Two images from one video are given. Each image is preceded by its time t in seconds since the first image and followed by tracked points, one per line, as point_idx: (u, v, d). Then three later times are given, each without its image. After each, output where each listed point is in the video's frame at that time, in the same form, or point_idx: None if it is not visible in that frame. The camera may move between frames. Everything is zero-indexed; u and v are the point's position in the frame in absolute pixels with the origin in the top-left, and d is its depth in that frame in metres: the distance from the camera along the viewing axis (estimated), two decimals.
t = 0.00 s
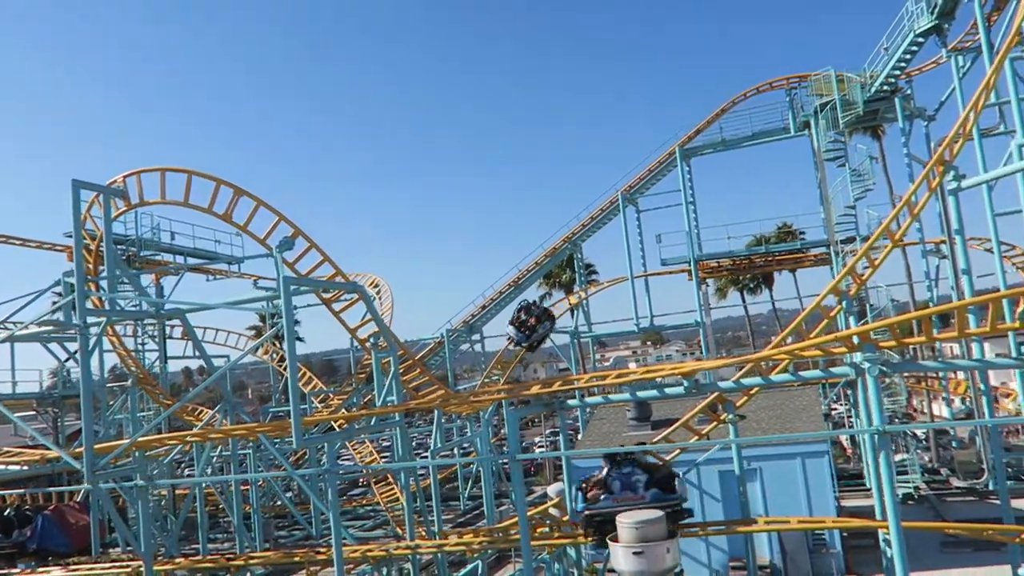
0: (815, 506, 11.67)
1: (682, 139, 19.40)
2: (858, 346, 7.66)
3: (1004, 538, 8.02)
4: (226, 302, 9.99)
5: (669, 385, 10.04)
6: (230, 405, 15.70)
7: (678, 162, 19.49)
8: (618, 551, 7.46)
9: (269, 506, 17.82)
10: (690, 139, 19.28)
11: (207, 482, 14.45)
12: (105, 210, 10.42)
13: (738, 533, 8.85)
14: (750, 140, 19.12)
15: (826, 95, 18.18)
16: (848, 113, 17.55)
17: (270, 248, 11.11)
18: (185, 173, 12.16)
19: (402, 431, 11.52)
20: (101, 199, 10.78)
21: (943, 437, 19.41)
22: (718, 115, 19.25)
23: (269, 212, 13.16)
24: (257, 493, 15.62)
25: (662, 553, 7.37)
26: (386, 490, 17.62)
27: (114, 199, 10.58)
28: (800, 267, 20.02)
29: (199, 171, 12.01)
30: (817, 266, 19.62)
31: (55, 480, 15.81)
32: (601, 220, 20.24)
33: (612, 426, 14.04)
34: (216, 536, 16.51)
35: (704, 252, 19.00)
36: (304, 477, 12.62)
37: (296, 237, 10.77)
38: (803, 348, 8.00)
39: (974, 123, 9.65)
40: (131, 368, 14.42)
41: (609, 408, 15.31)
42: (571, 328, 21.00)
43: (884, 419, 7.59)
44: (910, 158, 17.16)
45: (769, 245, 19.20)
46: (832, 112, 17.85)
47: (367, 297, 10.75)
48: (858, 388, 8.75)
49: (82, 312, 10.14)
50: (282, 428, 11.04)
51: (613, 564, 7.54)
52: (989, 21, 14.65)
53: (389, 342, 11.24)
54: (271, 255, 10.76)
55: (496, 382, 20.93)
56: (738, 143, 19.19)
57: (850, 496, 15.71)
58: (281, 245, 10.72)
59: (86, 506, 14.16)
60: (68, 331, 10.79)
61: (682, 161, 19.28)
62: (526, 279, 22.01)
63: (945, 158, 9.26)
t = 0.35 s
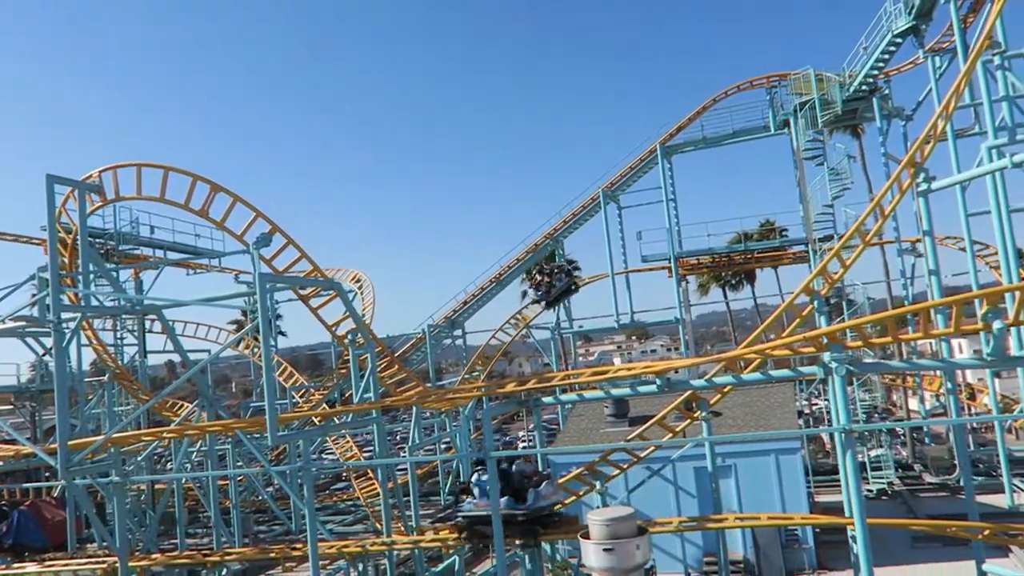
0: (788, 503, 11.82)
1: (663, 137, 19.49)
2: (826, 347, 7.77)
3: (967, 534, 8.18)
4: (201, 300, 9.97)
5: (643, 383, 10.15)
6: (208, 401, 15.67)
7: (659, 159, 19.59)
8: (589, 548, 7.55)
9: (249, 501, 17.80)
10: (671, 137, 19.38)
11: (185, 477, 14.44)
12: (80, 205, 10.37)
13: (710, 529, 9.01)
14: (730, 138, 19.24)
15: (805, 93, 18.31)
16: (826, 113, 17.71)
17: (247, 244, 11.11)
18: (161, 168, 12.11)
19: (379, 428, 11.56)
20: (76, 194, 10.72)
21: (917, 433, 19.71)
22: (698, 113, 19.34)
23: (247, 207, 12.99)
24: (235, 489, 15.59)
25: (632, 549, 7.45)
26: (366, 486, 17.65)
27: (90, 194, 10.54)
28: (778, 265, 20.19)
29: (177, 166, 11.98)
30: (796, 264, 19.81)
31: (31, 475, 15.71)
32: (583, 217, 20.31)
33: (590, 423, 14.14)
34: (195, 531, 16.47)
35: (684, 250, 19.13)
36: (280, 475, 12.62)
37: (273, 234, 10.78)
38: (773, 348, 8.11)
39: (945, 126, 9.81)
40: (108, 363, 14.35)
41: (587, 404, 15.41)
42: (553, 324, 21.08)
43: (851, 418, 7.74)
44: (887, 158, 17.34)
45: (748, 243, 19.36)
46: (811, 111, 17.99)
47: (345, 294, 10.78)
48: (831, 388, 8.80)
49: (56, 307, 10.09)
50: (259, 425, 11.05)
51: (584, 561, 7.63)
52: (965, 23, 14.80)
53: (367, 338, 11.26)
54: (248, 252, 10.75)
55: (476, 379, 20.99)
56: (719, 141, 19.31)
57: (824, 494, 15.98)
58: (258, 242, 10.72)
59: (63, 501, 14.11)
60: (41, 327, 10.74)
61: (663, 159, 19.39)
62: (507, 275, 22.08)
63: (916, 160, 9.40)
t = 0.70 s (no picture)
0: (757, 501, 11.95)
1: (638, 135, 19.59)
2: (790, 346, 7.87)
3: (926, 531, 8.34)
4: (169, 298, 9.90)
5: (613, 382, 10.23)
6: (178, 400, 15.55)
7: (634, 158, 19.69)
8: (555, 546, 7.62)
9: (222, 499, 17.70)
10: (646, 136, 19.48)
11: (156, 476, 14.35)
12: (47, 202, 10.26)
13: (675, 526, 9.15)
14: (705, 138, 19.38)
15: (778, 93, 18.47)
16: (798, 113, 17.87)
17: (217, 242, 11.05)
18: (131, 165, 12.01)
19: (352, 426, 11.55)
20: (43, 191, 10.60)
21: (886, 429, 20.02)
22: (673, 112, 19.45)
23: (217, 205, 12.69)
24: (208, 488, 15.49)
25: (597, 547, 7.54)
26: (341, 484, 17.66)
27: (57, 191, 10.42)
28: (751, 263, 20.37)
29: (146, 164, 11.89)
30: (768, 263, 20.01)
31: None
32: (559, 215, 20.37)
33: (562, 420, 14.22)
34: (167, 530, 16.36)
35: (659, 248, 19.26)
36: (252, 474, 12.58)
37: (243, 231, 10.72)
38: (738, 348, 8.22)
39: (909, 128, 9.96)
40: (78, 361, 14.21)
41: (560, 402, 15.47)
42: (529, 321, 21.15)
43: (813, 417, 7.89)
44: (858, 158, 17.55)
45: (721, 241, 19.53)
46: (784, 111, 18.13)
47: (316, 293, 10.75)
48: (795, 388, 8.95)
49: (22, 305, 9.98)
50: (229, 424, 11.02)
51: (551, 558, 7.70)
52: (933, 25, 15.01)
53: (338, 337, 11.23)
54: (217, 250, 10.69)
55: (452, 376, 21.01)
56: (693, 141, 19.44)
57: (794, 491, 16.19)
58: (228, 240, 10.65)
59: (31, 500, 13.99)
60: (7, 324, 10.61)
61: (638, 157, 19.50)
62: (482, 273, 22.11)
63: (880, 162, 9.54)
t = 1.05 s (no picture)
0: (723, 497, 12.11)
1: (609, 133, 19.68)
2: (750, 346, 8.00)
3: (884, 525, 8.51)
4: (130, 299, 9.78)
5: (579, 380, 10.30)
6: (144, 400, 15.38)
7: (605, 155, 19.78)
8: (519, 544, 7.68)
9: (191, 498, 17.57)
10: (617, 133, 19.59)
11: (122, 476, 14.21)
12: (6, 200, 10.10)
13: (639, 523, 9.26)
14: (675, 135, 19.51)
15: (747, 92, 18.64)
16: (766, 112, 18.05)
17: (182, 241, 10.95)
18: (94, 163, 11.87)
19: (319, 425, 11.52)
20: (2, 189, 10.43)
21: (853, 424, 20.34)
22: (644, 110, 19.55)
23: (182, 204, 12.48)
24: (175, 488, 15.36)
25: (561, 545, 7.60)
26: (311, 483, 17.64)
27: (16, 189, 10.27)
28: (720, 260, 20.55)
29: (110, 162, 11.76)
30: (737, 260, 20.23)
31: None
32: (530, 212, 20.43)
33: (532, 418, 14.30)
34: (134, 530, 16.20)
35: (629, 245, 19.38)
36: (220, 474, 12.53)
37: (208, 231, 10.63)
38: (701, 347, 8.33)
39: (870, 130, 10.12)
40: (41, 361, 14.00)
41: (530, 399, 15.55)
42: (501, 318, 21.21)
43: (772, 415, 8.02)
44: (825, 156, 17.78)
45: (691, 238, 19.70)
46: (752, 109, 18.30)
47: (283, 292, 10.68)
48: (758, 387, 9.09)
49: None
50: (194, 425, 10.93)
51: (515, 557, 7.76)
52: (897, 25, 15.23)
53: (306, 336, 11.16)
54: (182, 249, 10.59)
55: (424, 373, 20.99)
56: (664, 138, 19.56)
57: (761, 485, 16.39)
58: (193, 239, 10.55)
59: None
60: None
61: (610, 155, 19.59)
62: (455, 270, 22.10)
63: (841, 162, 9.69)
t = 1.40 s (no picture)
0: (688, 500, 12.22)
1: (580, 136, 19.76)
2: (711, 351, 8.10)
3: (842, 528, 8.64)
4: (88, 302, 9.67)
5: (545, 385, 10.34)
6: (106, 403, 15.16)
7: (576, 158, 19.85)
8: (481, 549, 7.69)
9: (156, 501, 17.36)
10: (588, 136, 19.67)
11: (83, 481, 13.99)
12: None
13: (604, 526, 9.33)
14: (645, 139, 19.62)
15: (716, 97, 18.79)
16: (735, 116, 18.21)
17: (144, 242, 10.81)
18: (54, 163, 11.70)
19: (284, 428, 11.44)
20: None
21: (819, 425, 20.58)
22: (614, 113, 19.65)
23: (143, 207, 12.76)
24: (139, 492, 15.16)
25: (523, 550, 7.63)
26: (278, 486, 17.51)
27: None
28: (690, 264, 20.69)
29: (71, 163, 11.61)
30: (705, 263, 20.40)
31: None
32: (501, 214, 20.44)
33: (500, 421, 14.32)
34: (97, 535, 15.96)
35: (599, 248, 19.46)
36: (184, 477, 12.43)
37: (171, 233, 10.51)
38: (663, 353, 8.40)
39: (831, 138, 10.27)
40: None
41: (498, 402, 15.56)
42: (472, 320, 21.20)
43: (732, 420, 8.12)
44: (792, 162, 17.99)
45: (660, 242, 19.83)
46: (721, 114, 18.45)
47: (247, 296, 10.60)
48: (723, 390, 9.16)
49: None
50: (156, 429, 10.80)
51: (477, 562, 7.77)
52: (862, 33, 15.44)
53: (271, 339, 11.07)
54: (144, 251, 10.47)
55: (394, 375, 20.90)
56: (634, 142, 19.67)
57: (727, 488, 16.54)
58: (155, 241, 10.44)
59: None
60: None
61: (580, 158, 19.67)
62: (426, 271, 22.05)
63: (803, 170, 9.81)
